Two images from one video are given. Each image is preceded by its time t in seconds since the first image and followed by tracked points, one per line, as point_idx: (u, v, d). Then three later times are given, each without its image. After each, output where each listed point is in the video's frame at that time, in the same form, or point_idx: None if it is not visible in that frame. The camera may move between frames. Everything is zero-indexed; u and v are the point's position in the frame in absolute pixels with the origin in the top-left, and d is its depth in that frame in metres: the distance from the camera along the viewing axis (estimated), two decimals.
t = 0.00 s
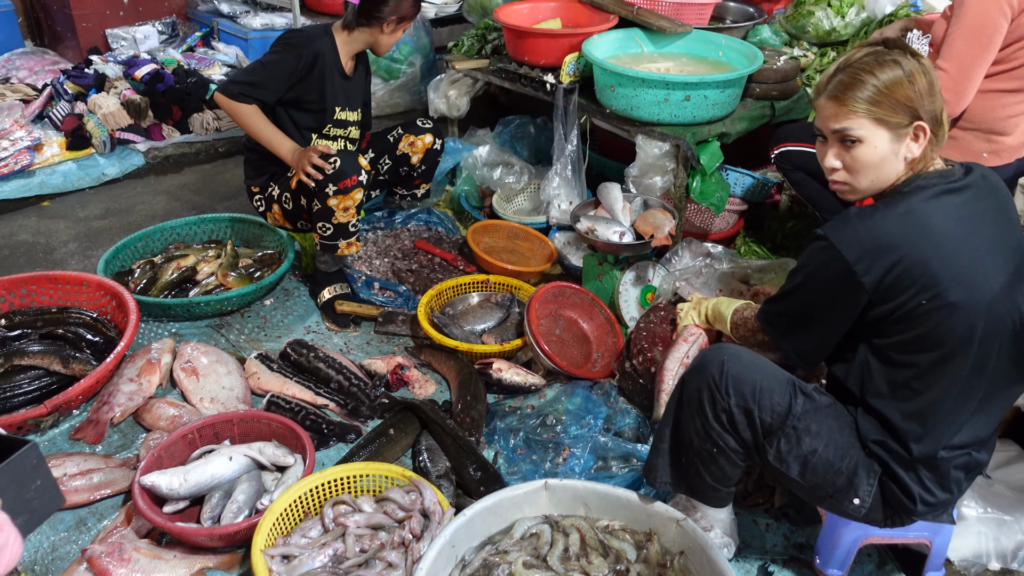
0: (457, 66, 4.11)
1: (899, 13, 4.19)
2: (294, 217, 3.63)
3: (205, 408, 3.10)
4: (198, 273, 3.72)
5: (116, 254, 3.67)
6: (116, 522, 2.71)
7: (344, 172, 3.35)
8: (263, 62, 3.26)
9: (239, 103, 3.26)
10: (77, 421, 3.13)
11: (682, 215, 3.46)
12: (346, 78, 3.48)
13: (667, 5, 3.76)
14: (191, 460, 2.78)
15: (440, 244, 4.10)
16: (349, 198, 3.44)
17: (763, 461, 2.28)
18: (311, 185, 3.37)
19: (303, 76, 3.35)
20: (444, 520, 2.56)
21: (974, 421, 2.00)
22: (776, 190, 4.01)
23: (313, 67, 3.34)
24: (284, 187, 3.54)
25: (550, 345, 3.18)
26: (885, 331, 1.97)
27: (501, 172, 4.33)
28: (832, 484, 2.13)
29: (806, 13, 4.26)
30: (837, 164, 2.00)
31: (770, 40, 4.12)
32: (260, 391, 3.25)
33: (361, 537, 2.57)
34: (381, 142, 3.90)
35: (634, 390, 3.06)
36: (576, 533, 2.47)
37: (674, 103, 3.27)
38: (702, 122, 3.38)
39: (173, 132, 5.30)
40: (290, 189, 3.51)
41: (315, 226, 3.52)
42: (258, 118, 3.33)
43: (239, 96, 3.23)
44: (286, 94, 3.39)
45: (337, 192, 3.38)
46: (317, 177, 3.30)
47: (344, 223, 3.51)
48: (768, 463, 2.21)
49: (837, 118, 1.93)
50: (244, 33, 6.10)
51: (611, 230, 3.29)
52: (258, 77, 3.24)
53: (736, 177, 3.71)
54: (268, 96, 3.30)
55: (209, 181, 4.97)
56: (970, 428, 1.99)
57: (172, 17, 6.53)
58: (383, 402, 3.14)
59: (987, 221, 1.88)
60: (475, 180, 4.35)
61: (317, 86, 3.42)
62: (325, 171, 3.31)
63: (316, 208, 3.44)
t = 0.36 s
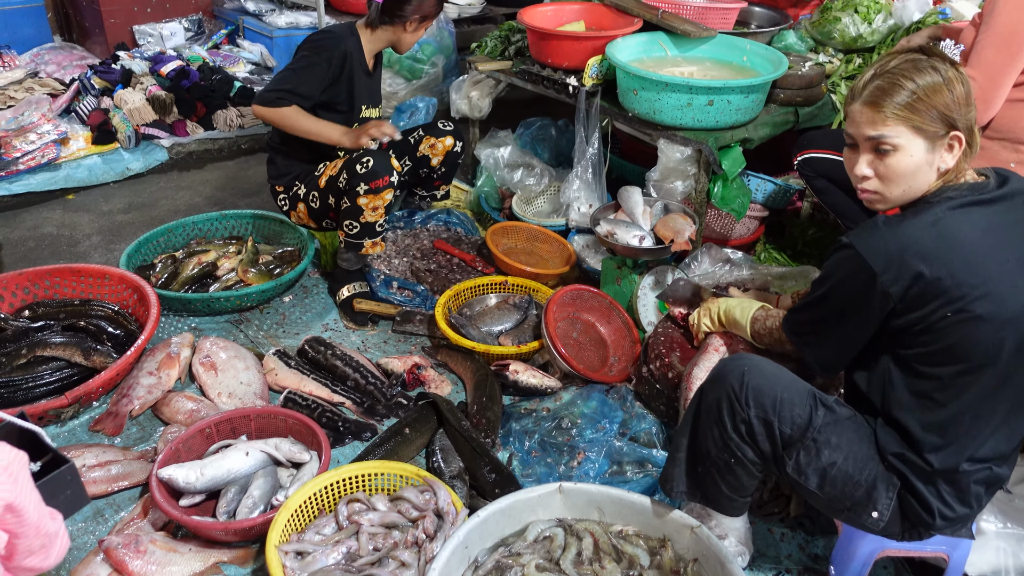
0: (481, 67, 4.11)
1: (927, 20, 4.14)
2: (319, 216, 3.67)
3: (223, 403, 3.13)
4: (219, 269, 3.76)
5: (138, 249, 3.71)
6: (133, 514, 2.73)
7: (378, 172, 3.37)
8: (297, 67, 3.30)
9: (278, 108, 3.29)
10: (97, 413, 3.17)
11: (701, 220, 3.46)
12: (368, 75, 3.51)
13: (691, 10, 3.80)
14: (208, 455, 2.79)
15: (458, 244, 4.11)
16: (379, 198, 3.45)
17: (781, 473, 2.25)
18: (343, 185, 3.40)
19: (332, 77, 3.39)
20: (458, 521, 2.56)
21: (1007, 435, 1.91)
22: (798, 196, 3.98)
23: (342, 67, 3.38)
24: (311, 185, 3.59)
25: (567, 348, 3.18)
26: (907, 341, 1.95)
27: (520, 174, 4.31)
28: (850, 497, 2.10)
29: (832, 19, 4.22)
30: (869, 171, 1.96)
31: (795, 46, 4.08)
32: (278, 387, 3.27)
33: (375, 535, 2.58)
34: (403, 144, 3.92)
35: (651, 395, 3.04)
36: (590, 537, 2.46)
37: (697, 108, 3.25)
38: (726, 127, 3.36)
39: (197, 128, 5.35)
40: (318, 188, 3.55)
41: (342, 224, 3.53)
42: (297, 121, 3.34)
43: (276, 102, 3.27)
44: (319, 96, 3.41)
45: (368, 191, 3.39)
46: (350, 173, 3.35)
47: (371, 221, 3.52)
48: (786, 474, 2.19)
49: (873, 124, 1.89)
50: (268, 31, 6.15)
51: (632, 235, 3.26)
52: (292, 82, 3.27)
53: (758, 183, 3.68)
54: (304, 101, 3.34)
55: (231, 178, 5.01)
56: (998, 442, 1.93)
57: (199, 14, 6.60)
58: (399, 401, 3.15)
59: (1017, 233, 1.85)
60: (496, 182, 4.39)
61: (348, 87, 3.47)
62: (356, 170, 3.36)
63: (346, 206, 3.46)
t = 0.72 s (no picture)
0: (499, 70, 4.11)
1: (949, 27, 4.11)
2: (331, 219, 3.69)
3: (239, 401, 3.15)
4: (237, 267, 3.78)
5: (157, 246, 3.74)
6: (149, 509, 2.75)
7: (379, 175, 3.38)
8: (362, 73, 3.39)
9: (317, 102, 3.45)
10: (114, 408, 3.19)
11: (719, 225, 3.42)
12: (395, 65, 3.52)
13: (711, 14, 3.78)
14: (224, 452, 2.81)
15: (475, 246, 4.12)
16: (382, 200, 3.46)
17: (797, 482, 2.24)
18: (347, 187, 3.43)
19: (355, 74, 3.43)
20: (471, 523, 2.56)
21: None
22: (817, 203, 3.96)
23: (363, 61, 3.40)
24: (321, 189, 3.61)
25: (582, 352, 3.18)
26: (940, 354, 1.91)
27: (538, 177, 4.32)
28: (867, 508, 2.08)
29: (853, 24, 4.19)
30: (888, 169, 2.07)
31: (816, 52, 4.07)
32: (293, 386, 3.29)
33: (388, 536, 2.59)
34: (416, 148, 3.91)
35: (666, 401, 3.03)
36: (603, 541, 2.45)
37: (715, 113, 3.24)
38: (744, 132, 3.35)
39: (216, 127, 5.39)
40: (327, 191, 3.58)
41: (350, 227, 3.57)
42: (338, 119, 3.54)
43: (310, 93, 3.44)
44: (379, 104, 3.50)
45: (371, 194, 3.41)
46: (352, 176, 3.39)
47: (378, 224, 3.53)
48: (803, 484, 2.18)
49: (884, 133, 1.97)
50: (287, 31, 6.18)
51: (648, 239, 3.28)
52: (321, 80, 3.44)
53: (776, 189, 3.67)
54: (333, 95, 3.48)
55: (249, 177, 5.05)
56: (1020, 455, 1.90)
57: (220, 13, 6.66)
58: (414, 402, 3.16)
59: None
60: (512, 184, 4.39)
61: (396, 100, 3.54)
62: (358, 173, 3.39)
63: (351, 209, 3.49)
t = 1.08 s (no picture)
0: (521, 64, 4.13)
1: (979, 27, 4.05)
2: (349, 209, 3.70)
3: (256, 390, 3.17)
4: (256, 258, 3.81)
5: (178, 235, 3.77)
6: (166, 496, 2.77)
7: (393, 166, 3.39)
8: (399, 65, 3.46)
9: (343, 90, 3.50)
10: (133, 395, 3.22)
11: (741, 225, 3.39)
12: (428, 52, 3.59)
13: (736, 11, 3.77)
14: (241, 441, 2.83)
15: (493, 241, 4.12)
16: (397, 191, 3.46)
17: (814, 481, 2.22)
18: (362, 178, 3.46)
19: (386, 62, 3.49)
20: (485, 518, 2.56)
21: None
22: (839, 204, 3.92)
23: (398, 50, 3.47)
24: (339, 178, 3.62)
25: (599, 348, 3.17)
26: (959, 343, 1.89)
27: (558, 172, 4.31)
28: (885, 509, 2.06)
29: (880, 24, 4.15)
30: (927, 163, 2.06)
31: (842, 51, 4.03)
32: (310, 376, 3.31)
33: (402, 528, 2.60)
34: (436, 141, 3.90)
35: (683, 399, 3.02)
36: (617, 539, 2.44)
37: (739, 111, 3.22)
38: (767, 131, 3.31)
39: (238, 118, 5.42)
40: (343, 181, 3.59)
41: (365, 218, 3.57)
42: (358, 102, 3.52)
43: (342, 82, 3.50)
44: (413, 95, 3.57)
45: (385, 185, 3.42)
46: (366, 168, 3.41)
47: (393, 215, 3.54)
48: (820, 482, 2.16)
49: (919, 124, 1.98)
50: (310, 23, 6.20)
51: (669, 237, 3.26)
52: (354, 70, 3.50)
53: (799, 189, 3.67)
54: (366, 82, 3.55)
55: (270, 168, 5.08)
56: None
57: (244, 5, 6.70)
58: (430, 396, 3.16)
59: None
60: (532, 180, 4.39)
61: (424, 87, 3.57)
62: (373, 164, 3.41)
63: (367, 200, 3.50)
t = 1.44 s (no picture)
0: (537, 60, 4.11)
1: (1001, 25, 4.00)
2: (362, 204, 3.70)
3: (269, 383, 3.18)
4: (270, 251, 3.82)
5: (192, 228, 3.79)
6: (179, 487, 2.79)
7: (405, 163, 3.38)
8: (417, 59, 3.44)
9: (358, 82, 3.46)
10: (147, 386, 3.24)
11: (755, 224, 3.39)
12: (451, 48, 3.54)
13: (753, 6, 3.67)
14: (254, 433, 2.84)
15: (506, 236, 4.11)
16: (409, 187, 3.45)
17: (831, 484, 2.20)
18: (375, 173, 3.45)
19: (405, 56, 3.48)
20: (497, 514, 2.56)
21: None
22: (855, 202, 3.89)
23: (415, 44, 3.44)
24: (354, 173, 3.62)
25: (612, 346, 3.15)
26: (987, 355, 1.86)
27: (572, 168, 4.34)
28: (902, 513, 2.05)
29: (900, 21, 4.10)
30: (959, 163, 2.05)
31: (861, 48, 3.99)
32: (323, 370, 3.32)
33: (413, 523, 2.60)
34: (448, 142, 3.89)
35: (696, 398, 3.01)
36: (629, 537, 2.44)
37: (756, 108, 3.20)
38: (784, 129, 3.29)
39: (253, 111, 5.43)
40: (357, 176, 3.59)
41: (378, 214, 3.57)
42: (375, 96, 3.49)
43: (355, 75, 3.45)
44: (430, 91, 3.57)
45: (398, 181, 3.41)
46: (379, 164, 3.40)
47: (404, 211, 3.53)
48: (836, 486, 2.14)
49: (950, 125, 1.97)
50: (325, 17, 6.21)
51: (684, 234, 3.21)
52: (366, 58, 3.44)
53: (815, 187, 3.64)
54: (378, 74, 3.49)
55: (284, 161, 5.09)
56: None
57: None
58: (442, 391, 3.16)
59: None
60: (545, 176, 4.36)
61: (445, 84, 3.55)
62: (385, 160, 3.40)
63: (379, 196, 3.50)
